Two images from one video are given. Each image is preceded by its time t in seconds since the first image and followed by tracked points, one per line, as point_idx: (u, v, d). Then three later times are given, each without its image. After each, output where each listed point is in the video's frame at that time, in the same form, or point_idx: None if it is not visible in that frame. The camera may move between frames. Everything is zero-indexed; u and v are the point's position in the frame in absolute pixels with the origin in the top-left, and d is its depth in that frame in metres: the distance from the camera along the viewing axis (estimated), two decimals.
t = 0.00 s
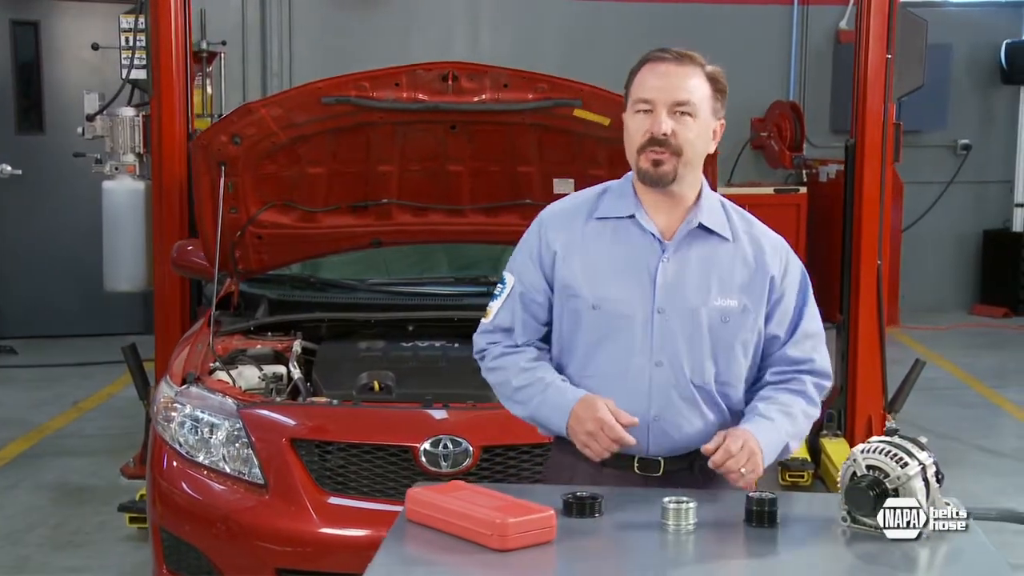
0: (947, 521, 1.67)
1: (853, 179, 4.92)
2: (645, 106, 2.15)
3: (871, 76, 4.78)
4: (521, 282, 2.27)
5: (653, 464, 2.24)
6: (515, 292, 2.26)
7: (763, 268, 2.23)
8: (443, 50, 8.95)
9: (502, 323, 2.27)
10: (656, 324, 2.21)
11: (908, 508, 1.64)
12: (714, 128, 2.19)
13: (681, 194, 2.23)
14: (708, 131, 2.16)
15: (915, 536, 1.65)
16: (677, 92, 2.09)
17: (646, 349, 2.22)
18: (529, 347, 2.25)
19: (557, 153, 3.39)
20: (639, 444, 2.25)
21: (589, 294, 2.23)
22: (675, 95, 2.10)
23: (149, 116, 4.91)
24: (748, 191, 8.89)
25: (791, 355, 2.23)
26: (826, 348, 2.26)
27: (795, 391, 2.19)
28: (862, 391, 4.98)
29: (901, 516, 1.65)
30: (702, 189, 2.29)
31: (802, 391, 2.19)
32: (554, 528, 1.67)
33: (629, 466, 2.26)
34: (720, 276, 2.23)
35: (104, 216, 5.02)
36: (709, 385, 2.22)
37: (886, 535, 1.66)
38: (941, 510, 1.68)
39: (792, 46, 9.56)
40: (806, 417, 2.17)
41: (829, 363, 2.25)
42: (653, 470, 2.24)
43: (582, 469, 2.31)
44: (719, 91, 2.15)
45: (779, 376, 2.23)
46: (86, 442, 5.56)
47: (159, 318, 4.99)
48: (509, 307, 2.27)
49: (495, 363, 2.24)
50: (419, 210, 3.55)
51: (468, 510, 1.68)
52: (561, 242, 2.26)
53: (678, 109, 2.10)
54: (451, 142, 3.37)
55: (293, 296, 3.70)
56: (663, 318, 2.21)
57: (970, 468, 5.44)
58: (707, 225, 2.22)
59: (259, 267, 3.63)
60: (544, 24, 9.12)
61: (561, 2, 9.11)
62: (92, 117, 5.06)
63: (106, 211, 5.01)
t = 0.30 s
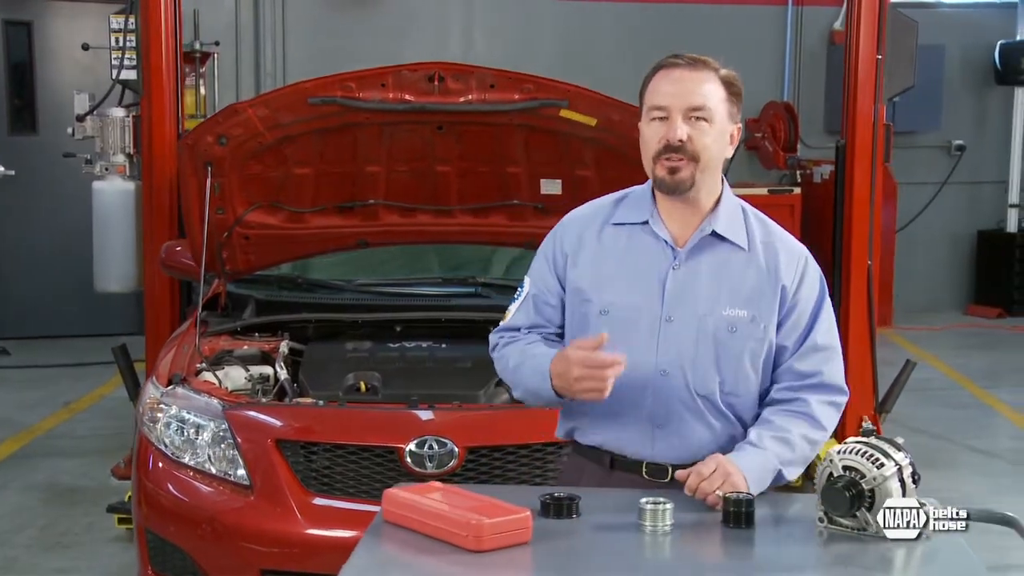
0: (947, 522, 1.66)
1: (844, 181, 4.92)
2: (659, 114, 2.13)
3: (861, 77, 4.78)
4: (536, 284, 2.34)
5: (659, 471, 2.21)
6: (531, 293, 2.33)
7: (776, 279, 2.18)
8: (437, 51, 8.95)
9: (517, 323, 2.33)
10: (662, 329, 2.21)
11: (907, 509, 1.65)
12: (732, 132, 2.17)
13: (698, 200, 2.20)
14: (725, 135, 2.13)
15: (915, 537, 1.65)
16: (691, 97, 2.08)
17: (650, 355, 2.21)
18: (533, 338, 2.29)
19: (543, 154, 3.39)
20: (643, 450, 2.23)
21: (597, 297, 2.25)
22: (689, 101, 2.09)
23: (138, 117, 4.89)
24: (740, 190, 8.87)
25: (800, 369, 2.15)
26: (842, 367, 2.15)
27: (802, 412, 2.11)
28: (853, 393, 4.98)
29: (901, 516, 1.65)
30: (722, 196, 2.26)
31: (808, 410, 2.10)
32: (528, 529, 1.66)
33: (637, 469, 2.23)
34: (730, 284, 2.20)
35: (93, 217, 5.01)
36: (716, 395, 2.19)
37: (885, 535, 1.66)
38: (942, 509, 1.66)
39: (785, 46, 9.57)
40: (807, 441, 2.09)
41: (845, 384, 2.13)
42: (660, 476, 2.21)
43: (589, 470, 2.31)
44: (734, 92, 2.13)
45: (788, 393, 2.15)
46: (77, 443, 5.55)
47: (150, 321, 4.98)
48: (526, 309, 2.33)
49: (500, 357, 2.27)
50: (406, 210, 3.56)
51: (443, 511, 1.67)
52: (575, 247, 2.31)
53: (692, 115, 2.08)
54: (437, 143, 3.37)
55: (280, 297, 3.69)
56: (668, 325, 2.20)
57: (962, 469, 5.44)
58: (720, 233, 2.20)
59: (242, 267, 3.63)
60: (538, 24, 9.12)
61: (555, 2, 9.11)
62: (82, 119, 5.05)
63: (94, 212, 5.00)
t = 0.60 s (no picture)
0: (947, 522, 1.72)
1: (836, 182, 4.92)
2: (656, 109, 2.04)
3: (853, 77, 4.78)
4: (533, 290, 2.23)
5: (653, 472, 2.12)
6: (529, 300, 2.22)
7: (777, 277, 2.11)
8: (433, 52, 8.95)
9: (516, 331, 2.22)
10: (662, 334, 2.13)
11: (908, 508, 1.67)
12: (729, 126, 2.09)
13: (697, 197, 2.11)
14: (724, 129, 2.05)
15: (915, 537, 1.66)
16: (689, 91, 1.99)
17: (650, 361, 2.14)
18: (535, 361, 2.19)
19: (531, 154, 3.39)
20: (645, 456, 2.16)
21: (595, 302, 2.17)
22: (687, 93, 2.00)
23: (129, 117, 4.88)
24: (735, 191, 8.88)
25: (796, 367, 2.10)
26: (841, 365, 2.10)
27: (794, 414, 2.06)
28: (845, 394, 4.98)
29: (901, 516, 1.67)
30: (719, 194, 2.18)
31: (802, 410, 2.06)
32: (504, 530, 1.66)
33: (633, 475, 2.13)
34: (731, 285, 2.13)
35: (84, 218, 5.00)
36: (717, 398, 2.13)
37: (885, 536, 1.68)
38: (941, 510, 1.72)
39: (780, 48, 9.57)
40: (795, 445, 2.05)
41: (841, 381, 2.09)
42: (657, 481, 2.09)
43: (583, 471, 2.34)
44: (731, 86, 2.05)
45: (787, 393, 2.10)
46: (70, 444, 5.55)
47: (141, 322, 4.98)
48: (525, 318, 2.22)
49: (504, 379, 2.18)
50: (395, 211, 3.58)
51: (419, 512, 1.67)
52: (574, 251, 2.22)
53: (692, 108, 1.99)
54: (425, 143, 3.36)
55: (268, 297, 3.69)
56: (668, 328, 2.13)
57: (955, 470, 5.44)
58: (719, 233, 2.12)
59: (231, 268, 3.64)
60: (533, 24, 9.13)
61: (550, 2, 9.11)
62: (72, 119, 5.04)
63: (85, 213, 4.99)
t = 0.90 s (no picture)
0: (947, 523, 1.72)
1: (828, 182, 4.92)
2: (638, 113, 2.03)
3: (845, 77, 4.77)
4: (520, 296, 2.18)
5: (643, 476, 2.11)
6: (517, 307, 2.17)
7: (762, 276, 2.10)
8: (428, 52, 8.96)
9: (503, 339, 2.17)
10: (652, 338, 2.10)
11: (908, 508, 1.68)
12: (711, 126, 2.08)
13: (682, 200, 2.10)
14: (706, 131, 2.05)
15: (914, 537, 1.66)
16: (672, 95, 1.98)
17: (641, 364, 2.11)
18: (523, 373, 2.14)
19: (520, 154, 3.40)
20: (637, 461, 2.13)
21: (584, 306, 2.13)
22: (668, 97, 2.00)
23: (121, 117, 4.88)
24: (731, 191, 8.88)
25: (781, 364, 2.09)
26: (824, 361, 2.09)
27: (781, 409, 2.05)
28: (837, 394, 4.98)
29: (901, 516, 1.68)
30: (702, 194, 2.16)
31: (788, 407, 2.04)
32: (482, 531, 1.66)
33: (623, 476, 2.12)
34: (719, 286, 2.11)
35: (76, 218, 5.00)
36: (706, 399, 2.10)
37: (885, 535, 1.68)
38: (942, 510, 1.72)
39: (775, 48, 9.57)
40: (783, 440, 2.04)
41: (826, 376, 2.08)
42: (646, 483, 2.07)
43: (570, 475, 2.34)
44: (711, 87, 2.05)
45: (772, 390, 2.09)
46: (63, 444, 5.55)
47: (133, 322, 4.98)
48: (511, 325, 2.17)
49: (496, 395, 2.13)
50: (385, 211, 3.58)
51: (398, 512, 1.67)
52: (560, 256, 2.17)
53: (674, 112, 1.99)
54: (414, 143, 3.36)
55: (258, 297, 3.69)
56: (657, 331, 2.10)
57: (948, 470, 5.44)
58: (706, 235, 2.10)
59: (219, 270, 3.64)
60: (528, 24, 9.13)
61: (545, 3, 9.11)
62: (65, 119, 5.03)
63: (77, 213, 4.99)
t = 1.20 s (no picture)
0: (947, 521, 1.75)
1: (822, 182, 4.91)
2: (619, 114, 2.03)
3: (838, 77, 4.77)
4: (495, 292, 2.15)
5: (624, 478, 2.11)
6: (492, 305, 2.14)
7: (739, 275, 2.11)
8: (425, 52, 8.97)
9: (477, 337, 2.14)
10: (632, 336, 2.10)
11: (907, 508, 1.76)
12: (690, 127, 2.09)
13: (658, 202, 2.10)
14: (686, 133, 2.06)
15: (913, 535, 1.75)
16: (655, 97, 1.98)
17: (621, 363, 2.10)
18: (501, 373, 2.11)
19: (511, 155, 3.40)
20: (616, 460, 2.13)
21: (561, 304, 2.11)
22: (652, 100, 1.99)
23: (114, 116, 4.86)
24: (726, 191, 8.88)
25: (761, 361, 2.09)
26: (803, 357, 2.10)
27: (765, 404, 2.04)
28: (830, 394, 4.98)
29: (901, 516, 1.75)
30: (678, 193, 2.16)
31: (772, 403, 2.04)
32: (464, 531, 1.66)
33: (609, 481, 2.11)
34: (697, 285, 2.11)
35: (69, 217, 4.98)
36: (684, 396, 2.11)
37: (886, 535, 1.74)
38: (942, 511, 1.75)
39: (772, 48, 9.56)
40: (768, 432, 2.03)
41: (806, 372, 2.09)
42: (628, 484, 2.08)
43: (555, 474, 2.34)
44: (691, 89, 2.05)
45: (752, 386, 2.09)
46: (56, 444, 5.54)
47: (127, 322, 4.97)
48: (485, 321, 2.14)
49: (473, 396, 2.11)
50: (375, 211, 3.59)
51: (379, 513, 1.67)
52: (536, 253, 2.15)
53: (658, 115, 1.99)
54: (404, 143, 3.36)
55: (250, 297, 3.70)
56: (637, 329, 2.09)
57: (943, 470, 5.44)
58: (684, 234, 2.11)
59: (213, 271, 3.66)
60: (525, 25, 9.13)
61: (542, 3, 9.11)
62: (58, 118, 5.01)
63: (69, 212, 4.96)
